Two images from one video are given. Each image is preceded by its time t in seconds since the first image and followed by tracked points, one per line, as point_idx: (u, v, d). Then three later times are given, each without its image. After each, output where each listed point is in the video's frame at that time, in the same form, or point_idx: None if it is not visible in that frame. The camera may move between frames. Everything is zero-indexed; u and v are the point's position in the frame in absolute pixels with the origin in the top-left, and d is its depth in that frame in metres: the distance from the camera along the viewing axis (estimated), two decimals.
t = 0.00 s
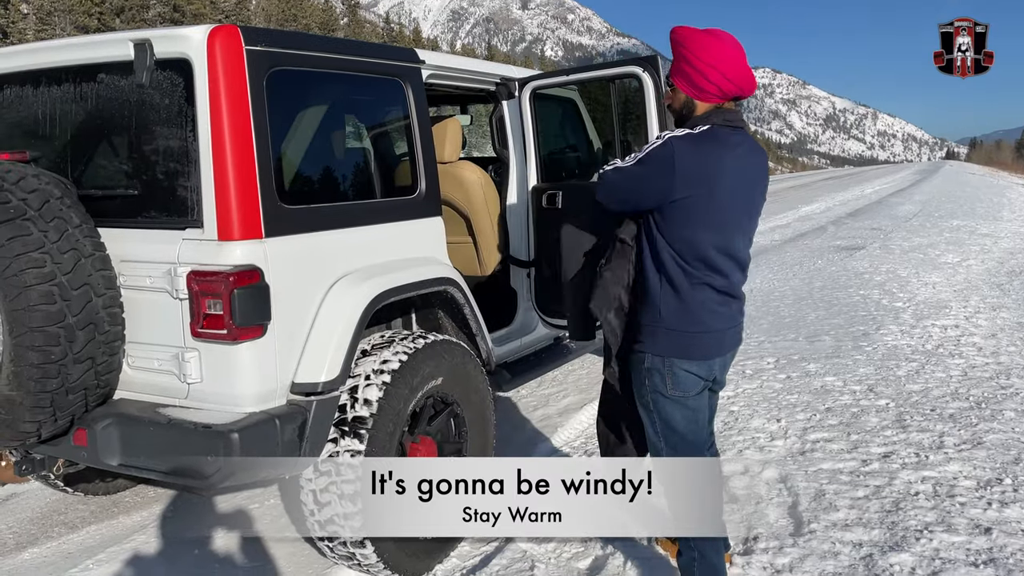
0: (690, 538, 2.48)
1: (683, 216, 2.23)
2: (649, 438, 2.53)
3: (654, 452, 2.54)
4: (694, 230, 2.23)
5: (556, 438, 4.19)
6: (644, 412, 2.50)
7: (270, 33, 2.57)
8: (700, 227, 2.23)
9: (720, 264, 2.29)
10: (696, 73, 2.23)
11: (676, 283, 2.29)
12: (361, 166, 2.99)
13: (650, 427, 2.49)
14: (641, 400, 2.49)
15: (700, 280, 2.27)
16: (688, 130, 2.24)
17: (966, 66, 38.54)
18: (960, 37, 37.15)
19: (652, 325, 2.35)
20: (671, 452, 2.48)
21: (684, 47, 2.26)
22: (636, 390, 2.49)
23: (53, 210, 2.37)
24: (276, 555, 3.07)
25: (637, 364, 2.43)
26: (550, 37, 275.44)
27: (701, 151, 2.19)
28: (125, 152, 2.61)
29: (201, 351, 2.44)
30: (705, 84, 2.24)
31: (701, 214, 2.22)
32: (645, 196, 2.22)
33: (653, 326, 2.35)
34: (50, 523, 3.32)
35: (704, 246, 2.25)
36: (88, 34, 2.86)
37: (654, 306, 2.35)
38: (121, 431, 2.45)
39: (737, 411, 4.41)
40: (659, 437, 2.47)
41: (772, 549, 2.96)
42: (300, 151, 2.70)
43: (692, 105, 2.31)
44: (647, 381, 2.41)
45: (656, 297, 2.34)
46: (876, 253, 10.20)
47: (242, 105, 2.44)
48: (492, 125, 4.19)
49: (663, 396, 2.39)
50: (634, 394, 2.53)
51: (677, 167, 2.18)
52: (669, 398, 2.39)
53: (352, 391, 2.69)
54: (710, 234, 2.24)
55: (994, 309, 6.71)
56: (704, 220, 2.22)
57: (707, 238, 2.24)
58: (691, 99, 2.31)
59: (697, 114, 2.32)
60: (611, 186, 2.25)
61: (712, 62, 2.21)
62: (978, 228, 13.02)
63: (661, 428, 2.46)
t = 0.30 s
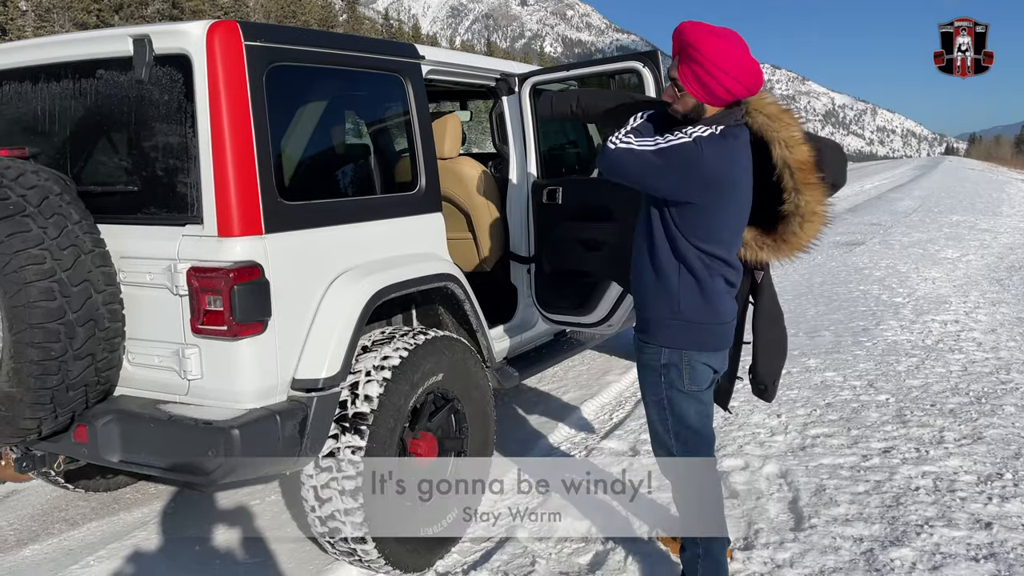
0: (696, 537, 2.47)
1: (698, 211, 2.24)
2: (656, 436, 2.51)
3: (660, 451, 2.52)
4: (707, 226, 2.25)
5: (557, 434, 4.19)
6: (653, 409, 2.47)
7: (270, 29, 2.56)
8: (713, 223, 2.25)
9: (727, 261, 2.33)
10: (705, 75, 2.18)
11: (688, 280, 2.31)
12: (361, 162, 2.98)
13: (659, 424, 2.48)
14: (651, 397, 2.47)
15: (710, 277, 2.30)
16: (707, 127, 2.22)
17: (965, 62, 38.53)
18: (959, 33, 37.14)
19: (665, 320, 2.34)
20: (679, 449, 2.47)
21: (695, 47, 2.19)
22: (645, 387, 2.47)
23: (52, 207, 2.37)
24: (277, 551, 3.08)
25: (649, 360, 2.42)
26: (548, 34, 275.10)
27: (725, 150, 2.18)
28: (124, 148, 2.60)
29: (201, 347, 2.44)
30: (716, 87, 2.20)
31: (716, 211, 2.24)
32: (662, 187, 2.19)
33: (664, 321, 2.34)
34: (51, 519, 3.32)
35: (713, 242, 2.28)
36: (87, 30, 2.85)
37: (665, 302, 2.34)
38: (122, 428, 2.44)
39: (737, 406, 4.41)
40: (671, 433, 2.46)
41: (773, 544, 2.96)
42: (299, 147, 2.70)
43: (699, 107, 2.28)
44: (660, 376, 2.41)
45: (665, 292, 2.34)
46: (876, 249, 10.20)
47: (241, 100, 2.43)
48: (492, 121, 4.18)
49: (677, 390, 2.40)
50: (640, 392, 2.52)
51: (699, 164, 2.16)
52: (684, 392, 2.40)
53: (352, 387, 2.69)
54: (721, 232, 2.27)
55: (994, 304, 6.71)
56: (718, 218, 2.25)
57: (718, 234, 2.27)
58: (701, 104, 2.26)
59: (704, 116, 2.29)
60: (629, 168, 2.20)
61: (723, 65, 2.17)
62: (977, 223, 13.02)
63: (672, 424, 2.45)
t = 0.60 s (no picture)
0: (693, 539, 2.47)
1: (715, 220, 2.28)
2: (659, 442, 2.45)
3: (662, 457, 2.46)
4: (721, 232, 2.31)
5: (553, 435, 4.20)
6: (660, 412, 2.42)
7: (266, 30, 2.56)
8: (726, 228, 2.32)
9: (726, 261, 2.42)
10: (739, 73, 2.23)
11: (700, 282, 2.34)
12: (357, 163, 2.98)
13: (665, 428, 2.43)
14: (658, 400, 2.42)
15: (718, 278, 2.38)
16: (717, 127, 2.25)
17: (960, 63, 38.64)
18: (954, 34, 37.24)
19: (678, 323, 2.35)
20: (683, 453, 2.43)
21: (718, 41, 2.22)
22: (653, 391, 2.42)
23: (47, 208, 2.36)
24: (273, 552, 3.07)
25: (660, 364, 2.39)
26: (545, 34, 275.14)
27: (739, 151, 2.26)
28: (119, 149, 2.60)
29: (196, 349, 2.44)
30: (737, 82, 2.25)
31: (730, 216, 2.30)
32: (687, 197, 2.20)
33: (674, 323, 2.35)
34: (46, 521, 3.31)
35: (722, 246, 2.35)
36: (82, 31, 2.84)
37: (677, 305, 2.35)
38: (117, 430, 2.44)
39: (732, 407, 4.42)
40: (677, 437, 2.42)
41: (768, 545, 2.97)
42: (294, 148, 2.69)
43: (713, 103, 2.30)
44: (670, 377, 2.38)
45: (677, 295, 2.35)
46: (871, 250, 10.22)
47: (237, 101, 2.43)
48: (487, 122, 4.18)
49: (687, 390, 2.39)
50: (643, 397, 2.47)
51: (720, 167, 2.21)
52: (695, 392, 2.39)
53: (348, 389, 2.70)
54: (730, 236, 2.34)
55: (989, 305, 6.73)
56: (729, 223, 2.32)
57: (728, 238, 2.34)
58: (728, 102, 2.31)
59: (715, 114, 2.32)
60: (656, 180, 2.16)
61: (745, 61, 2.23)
62: (973, 224, 13.06)
63: (679, 426, 2.42)
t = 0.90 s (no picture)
0: (677, 533, 2.48)
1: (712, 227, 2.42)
2: (643, 433, 2.44)
3: (642, 448, 2.45)
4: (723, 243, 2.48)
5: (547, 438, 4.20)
6: (648, 404, 2.43)
7: (259, 33, 2.56)
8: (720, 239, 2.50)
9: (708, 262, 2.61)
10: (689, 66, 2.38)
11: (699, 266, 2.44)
12: (350, 166, 2.98)
13: (651, 419, 2.43)
14: (653, 389, 2.42)
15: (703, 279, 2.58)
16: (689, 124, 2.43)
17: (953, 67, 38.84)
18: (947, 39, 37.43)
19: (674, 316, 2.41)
20: (666, 444, 2.45)
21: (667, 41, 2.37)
22: (647, 381, 2.42)
23: (39, 211, 2.36)
24: (265, 556, 3.06)
25: (649, 354, 2.41)
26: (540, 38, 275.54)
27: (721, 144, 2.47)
28: (112, 152, 2.59)
29: (189, 352, 2.43)
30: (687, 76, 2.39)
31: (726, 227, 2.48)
32: (730, 232, 2.27)
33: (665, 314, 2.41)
34: (37, 525, 3.30)
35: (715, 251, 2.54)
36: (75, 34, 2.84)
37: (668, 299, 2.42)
38: (109, 433, 2.44)
39: (726, 410, 4.43)
40: (669, 427, 2.44)
41: (761, 548, 2.97)
42: (288, 151, 2.69)
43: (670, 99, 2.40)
44: (659, 367, 2.40)
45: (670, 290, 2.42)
46: (865, 253, 10.26)
47: (230, 104, 2.43)
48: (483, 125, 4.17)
49: (676, 381, 2.43)
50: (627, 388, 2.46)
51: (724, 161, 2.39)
52: (686, 382, 2.45)
53: (341, 392, 2.69)
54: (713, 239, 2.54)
55: (982, 309, 6.76)
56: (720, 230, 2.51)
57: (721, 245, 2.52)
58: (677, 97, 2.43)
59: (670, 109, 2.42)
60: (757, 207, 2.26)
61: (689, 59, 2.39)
62: (965, 228, 13.12)
63: (668, 418, 2.44)
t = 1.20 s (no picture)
0: (692, 532, 2.51)
1: (714, 231, 2.53)
2: (669, 433, 2.45)
3: (669, 448, 2.46)
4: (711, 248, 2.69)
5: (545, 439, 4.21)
6: (678, 404, 2.44)
7: (257, 35, 2.56)
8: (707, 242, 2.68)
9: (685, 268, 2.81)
10: (688, 68, 2.41)
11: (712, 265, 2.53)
12: (348, 168, 2.98)
13: (680, 418, 2.45)
14: (681, 391, 2.44)
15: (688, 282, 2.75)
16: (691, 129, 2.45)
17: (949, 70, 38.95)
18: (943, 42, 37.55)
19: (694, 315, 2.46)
20: (690, 442, 2.49)
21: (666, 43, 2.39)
22: (673, 383, 2.44)
23: (36, 212, 2.35)
24: (262, 558, 3.06)
25: (672, 354, 2.43)
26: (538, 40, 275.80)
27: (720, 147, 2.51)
28: (109, 153, 2.59)
29: (186, 354, 2.43)
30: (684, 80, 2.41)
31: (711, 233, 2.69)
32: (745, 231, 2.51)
33: (683, 315, 2.43)
34: (34, 527, 3.29)
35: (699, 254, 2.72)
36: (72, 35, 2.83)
37: (686, 301, 2.45)
38: (106, 435, 2.43)
39: (723, 412, 4.43)
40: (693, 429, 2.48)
41: (758, 549, 2.98)
42: (286, 153, 2.69)
43: (669, 101, 2.42)
44: (683, 367, 2.44)
45: (687, 292, 2.45)
46: (862, 255, 10.28)
47: (227, 105, 2.43)
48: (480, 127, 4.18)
49: (696, 382, 2.48)
50: (650, 389, 2.45)
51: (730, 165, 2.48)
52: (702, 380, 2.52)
53: (339, 393, 2.69)
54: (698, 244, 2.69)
55: (978, 310, 6.78)
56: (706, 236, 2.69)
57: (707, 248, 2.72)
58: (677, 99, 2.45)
59: (670, 111, 2.44)
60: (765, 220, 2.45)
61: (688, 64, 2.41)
62: (962, 229, 13.15)
63: (694, 416, 2.48)
